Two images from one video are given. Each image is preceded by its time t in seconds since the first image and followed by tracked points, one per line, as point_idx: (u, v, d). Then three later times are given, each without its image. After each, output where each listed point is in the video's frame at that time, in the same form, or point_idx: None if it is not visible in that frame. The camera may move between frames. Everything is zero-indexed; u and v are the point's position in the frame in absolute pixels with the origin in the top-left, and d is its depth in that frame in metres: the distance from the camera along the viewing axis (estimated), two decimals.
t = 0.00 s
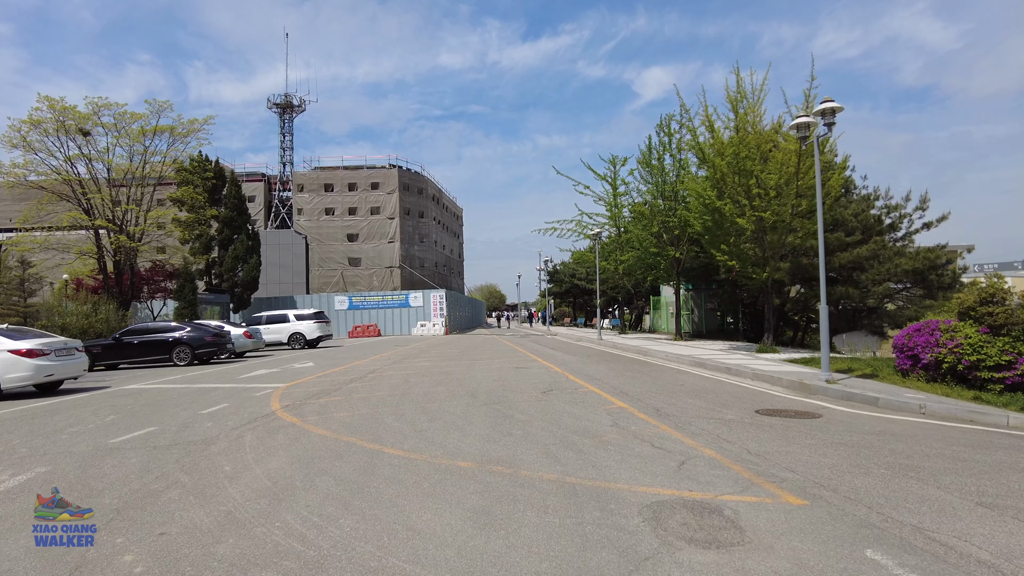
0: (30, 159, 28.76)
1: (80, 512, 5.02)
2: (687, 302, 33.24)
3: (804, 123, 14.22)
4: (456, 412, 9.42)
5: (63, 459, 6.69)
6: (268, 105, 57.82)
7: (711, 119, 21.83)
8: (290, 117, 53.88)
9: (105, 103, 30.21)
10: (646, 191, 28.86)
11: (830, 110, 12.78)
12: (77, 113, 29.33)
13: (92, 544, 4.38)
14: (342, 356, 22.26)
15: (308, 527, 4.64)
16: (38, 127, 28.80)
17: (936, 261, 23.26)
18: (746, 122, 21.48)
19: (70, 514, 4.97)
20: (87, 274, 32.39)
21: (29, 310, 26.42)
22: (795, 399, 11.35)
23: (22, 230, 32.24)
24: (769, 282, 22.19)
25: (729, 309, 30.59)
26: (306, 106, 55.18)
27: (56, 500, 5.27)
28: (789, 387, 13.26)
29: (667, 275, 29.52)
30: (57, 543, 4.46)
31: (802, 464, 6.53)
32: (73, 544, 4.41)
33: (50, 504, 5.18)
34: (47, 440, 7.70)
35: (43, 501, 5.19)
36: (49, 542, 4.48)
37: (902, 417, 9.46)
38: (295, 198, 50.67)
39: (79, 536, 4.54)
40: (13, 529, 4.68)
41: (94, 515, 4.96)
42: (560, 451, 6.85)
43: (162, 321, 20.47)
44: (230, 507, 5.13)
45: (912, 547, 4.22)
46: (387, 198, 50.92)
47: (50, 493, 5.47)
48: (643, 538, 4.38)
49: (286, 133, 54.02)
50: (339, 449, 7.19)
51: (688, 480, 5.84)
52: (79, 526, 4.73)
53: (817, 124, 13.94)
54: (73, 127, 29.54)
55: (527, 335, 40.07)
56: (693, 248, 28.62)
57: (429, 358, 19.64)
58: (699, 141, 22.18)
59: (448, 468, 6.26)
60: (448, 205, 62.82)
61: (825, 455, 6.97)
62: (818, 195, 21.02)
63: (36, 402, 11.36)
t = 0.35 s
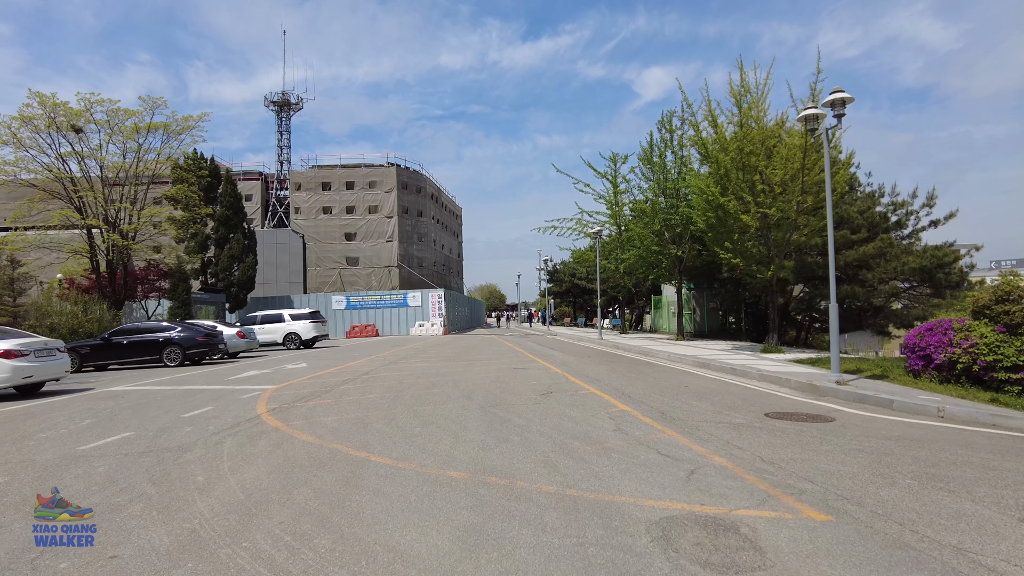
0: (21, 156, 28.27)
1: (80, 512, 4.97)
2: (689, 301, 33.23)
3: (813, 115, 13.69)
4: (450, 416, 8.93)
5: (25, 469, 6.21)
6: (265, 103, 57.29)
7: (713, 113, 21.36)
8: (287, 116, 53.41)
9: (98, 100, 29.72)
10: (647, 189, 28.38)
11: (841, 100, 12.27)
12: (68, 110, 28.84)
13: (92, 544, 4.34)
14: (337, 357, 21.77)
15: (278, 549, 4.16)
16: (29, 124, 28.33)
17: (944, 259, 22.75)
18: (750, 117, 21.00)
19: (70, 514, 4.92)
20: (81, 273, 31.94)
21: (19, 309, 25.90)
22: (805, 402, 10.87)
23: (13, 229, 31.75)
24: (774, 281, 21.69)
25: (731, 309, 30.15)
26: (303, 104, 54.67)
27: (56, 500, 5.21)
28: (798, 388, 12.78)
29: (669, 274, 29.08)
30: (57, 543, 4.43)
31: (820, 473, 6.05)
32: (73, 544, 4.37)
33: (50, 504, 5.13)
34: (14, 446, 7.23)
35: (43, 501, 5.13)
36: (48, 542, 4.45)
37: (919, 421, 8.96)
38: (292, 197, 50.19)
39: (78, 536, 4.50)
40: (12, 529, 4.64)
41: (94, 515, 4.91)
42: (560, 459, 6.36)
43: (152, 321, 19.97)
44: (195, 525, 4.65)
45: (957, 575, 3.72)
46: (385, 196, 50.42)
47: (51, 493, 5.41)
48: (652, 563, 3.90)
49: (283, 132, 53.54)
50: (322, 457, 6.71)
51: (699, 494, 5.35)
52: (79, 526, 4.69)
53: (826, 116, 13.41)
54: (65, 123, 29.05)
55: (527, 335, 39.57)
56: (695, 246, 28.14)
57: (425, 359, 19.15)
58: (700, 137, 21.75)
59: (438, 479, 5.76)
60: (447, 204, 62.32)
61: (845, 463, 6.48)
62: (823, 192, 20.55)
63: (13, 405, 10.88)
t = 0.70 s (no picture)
0: (14, 157, 27.84)
1: (80, 512, 5.09)
2: (693, 302, 32.89)
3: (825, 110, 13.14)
4: (447, 425, 8.46)
5: None
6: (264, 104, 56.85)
7: (718, 111, 20.94)
8: (286, 117, 53.01)
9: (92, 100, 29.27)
10: (650, 189, 27.95)
11: (853, 94, 11.79)
12: (62, 110, 28.41)
13: (91, 544, 4.43)
14: (334, 360, 21.34)
15: None
16: (22, 125, 27.90)
17: (953, 259, 22.26)
18: (755, 115, 20.54)
19: (70, 514, 5.03)
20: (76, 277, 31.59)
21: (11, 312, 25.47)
22: (819, 408, 10.39)
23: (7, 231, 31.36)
24: (780, 282, 21.24)
25: (736, 310, 29.67)
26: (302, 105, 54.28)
27: (56, 499, 5.33)
28: (809, 393, 12.33)
29: (672, 276, 28.62)
30: (57, 542, 4.52)
31: (843, 489, 5.60)
32: (72, 544, 4.47)
33: (50, 504, 5.24)
34: None
35: (43, 501, 5.26)
36: (48, 542, 4.54)
37: (942, 429, 8.48)
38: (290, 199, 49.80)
39: (78, 536, 4.59)
40: (13, 528, 4.76)
41: (93, 514, 5.03)
42: (563, 475, 5.91)
43: (144, 324, 19.56)
44: (161, 553, 4.20)
45: None
46: (384, 197, 49.98)
47: (51, 493, 5.56)
48: None
49: (281, 133, 53.12)
50: (309, 471, 6.24)
51: (717, 515, 4.89)
52: (79, 526, 4.79)
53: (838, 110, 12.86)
54: (58, 124, 28.63)
55: (527, 338, 39.11)
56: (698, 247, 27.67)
57: (424, 363, 18.69)
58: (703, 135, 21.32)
59: (433, 499, 5.28)
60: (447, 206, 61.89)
61: (870, 478, 6.01)
62: (830, 191, 20.10)
63: None
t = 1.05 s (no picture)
0: (7, 154, 27.38)
1: (80, 512, 5.08)
2: (696, 303, 32.44)
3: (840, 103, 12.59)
4: (445, 433, 7.98)
5: None
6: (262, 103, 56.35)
7: (724, 107, 20.46)
8: (284, 115, 52.53)
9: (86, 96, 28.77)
10: (654, 187, 27.48)
11: (869, 86, 11.33)
12: (55, 106, 27.94)
13: (91, 544, 4.42)
14: (331, 362, 20.85)
15: None
16: (15, 121, 27.44)
17: (964, 259, 21.77)
18: (762, 111, 20.07)
19: (70, 514, 5.03)
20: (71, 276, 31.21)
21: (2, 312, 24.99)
22: (836, 414, 9.90)
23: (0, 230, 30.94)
24: (787, 283, 20.76)
25: (740, 311, 29.16)
26: (301, 104, 53.85)
27: (55, 500, 5.32)
28: (822, 398, 11.87)
29: (675, 276, 28.13)
30: (57, 543, 4.52)
31: (876, 507, 5.15)
32: (73, 544, 4.46)
33: (50, 504, 5.23)
34: None
35: (43, 501, 5.23)
36: (49, 542, 4.54)
37: (971, 438, 7.99)
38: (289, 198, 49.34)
39: (78, 536, 4.59)
40: (13, 529, 4.73)
41: (93, 515, 5.01)
42: (571, 491, 5.44)
43: (135, 325, 19.03)
44: None
45: None
46: (383, 197, 49.50)
47: (50, 494, 5.53)
48: None
49: (280, 131, 52.67)
50: (294, 487, 5.75)
51: (742, 539, 4.42)
52: (79, 526, 4.79)
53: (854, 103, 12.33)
54: (52, 121, 28.17)
55: (528, 339, 38.75)
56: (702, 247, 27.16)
57: (423, 365, 18.21)
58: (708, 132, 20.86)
59: (428, 520, 4.80)
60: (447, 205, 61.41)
61: (903, 494, 5.54)
62: (838, 189, 19.63)
63: None
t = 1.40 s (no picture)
0: None
1: (80, 512, 4.94)
2: (698, 302, 31.98)
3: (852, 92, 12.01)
4: (439, 438, 7.49)
5: None
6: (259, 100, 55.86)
7: (729, 101, 19.97)
8: (281, 113, 52.03)
9: (78, 90, 28.22)
10: (656, 185, 27.01)
11: (883, 74, 10.93)
12: (47, 101, 27.41)
13: (93, 544, 4.30)
14: (325, 362, 20.35)
15: None
16: (5, 116, 26.92)
17: (974, 257, 21.31)
18: (767, 105, 19.56)
19: (71, 513, 4.89)
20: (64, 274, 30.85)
21: None
22: (851, 417, 9.41)
23: None
24: (793, 281, 20.28)
25: (743, 310, 28.75)
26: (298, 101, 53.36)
27: (56, 500, 5.17)
28: (833, 399, 11.41)
29: (677, 274, 27.66)
30: (57, 543, 4.41)
31: (912, 521, 4.67)
32: (72, 544, 4.34)
33: (50, 504, 5.08)
34: None
35: (43, 501, 5.09)
36: (49, 542, 4.43)
37: (999, 443, 7.51)
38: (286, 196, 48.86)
39: (78, 536, 4.47)
40: (13, 529, 4.62)
41: (94, 515, 4.88)
42: (577, 504, 4.98)
43: (124, 323, 18.52)
44: None
45: None
46: (381, 194, 49.02)
47: (51, 494, 5.39)
48: None
49: (277, 129, 52.17)
50: (271, 499, 5.24)
51: (769, 561, 3.94)
52: (80, 526, 4.66)
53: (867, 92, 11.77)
54: (43, 116, 27.63)
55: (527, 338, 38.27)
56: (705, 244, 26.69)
57: (418, 364, 17.74)
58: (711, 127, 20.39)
59: (417, 538, 4.31)
60: (446, 204, 60.94)
61: (938, 505, 5.07)
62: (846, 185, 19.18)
63: None
